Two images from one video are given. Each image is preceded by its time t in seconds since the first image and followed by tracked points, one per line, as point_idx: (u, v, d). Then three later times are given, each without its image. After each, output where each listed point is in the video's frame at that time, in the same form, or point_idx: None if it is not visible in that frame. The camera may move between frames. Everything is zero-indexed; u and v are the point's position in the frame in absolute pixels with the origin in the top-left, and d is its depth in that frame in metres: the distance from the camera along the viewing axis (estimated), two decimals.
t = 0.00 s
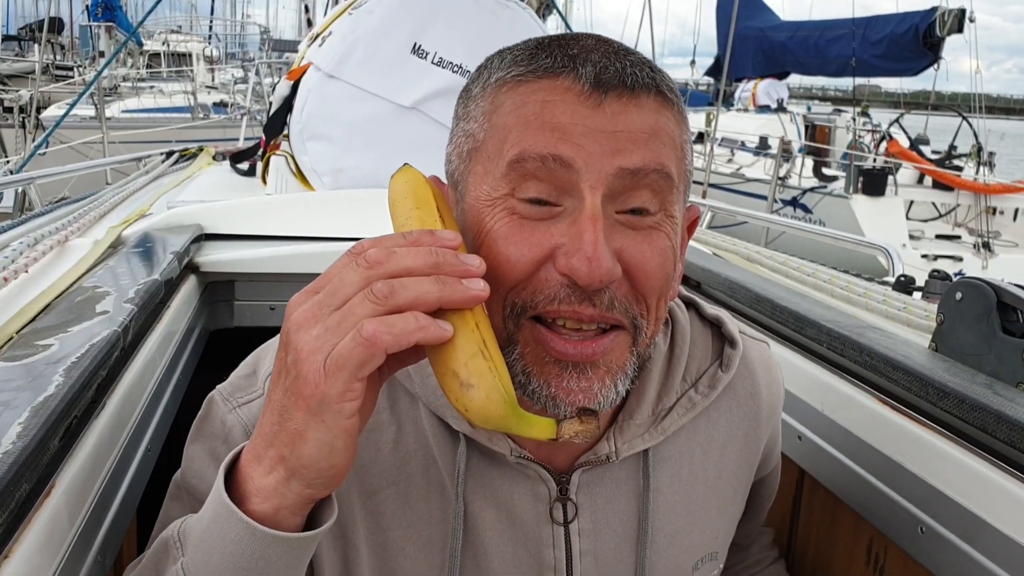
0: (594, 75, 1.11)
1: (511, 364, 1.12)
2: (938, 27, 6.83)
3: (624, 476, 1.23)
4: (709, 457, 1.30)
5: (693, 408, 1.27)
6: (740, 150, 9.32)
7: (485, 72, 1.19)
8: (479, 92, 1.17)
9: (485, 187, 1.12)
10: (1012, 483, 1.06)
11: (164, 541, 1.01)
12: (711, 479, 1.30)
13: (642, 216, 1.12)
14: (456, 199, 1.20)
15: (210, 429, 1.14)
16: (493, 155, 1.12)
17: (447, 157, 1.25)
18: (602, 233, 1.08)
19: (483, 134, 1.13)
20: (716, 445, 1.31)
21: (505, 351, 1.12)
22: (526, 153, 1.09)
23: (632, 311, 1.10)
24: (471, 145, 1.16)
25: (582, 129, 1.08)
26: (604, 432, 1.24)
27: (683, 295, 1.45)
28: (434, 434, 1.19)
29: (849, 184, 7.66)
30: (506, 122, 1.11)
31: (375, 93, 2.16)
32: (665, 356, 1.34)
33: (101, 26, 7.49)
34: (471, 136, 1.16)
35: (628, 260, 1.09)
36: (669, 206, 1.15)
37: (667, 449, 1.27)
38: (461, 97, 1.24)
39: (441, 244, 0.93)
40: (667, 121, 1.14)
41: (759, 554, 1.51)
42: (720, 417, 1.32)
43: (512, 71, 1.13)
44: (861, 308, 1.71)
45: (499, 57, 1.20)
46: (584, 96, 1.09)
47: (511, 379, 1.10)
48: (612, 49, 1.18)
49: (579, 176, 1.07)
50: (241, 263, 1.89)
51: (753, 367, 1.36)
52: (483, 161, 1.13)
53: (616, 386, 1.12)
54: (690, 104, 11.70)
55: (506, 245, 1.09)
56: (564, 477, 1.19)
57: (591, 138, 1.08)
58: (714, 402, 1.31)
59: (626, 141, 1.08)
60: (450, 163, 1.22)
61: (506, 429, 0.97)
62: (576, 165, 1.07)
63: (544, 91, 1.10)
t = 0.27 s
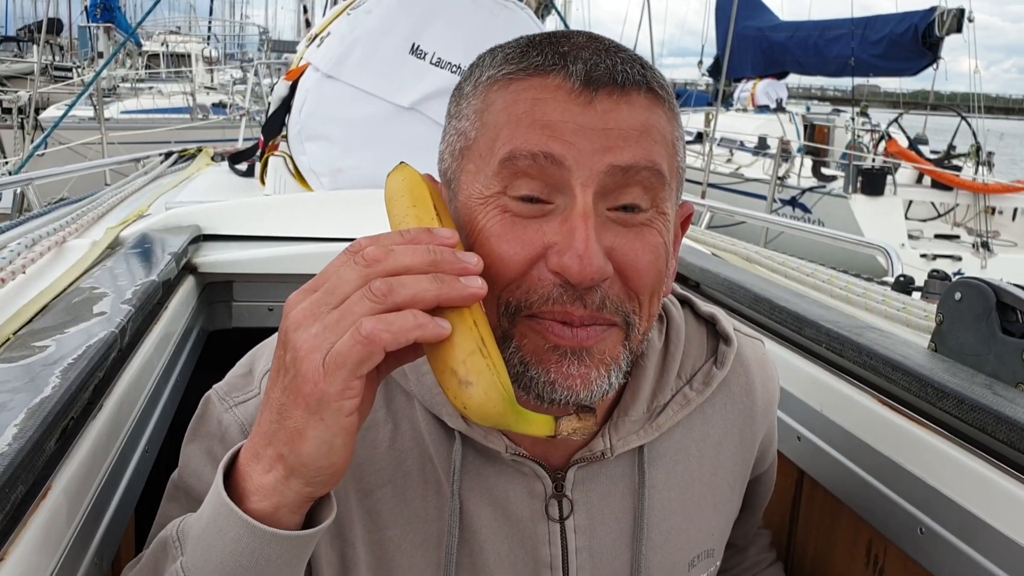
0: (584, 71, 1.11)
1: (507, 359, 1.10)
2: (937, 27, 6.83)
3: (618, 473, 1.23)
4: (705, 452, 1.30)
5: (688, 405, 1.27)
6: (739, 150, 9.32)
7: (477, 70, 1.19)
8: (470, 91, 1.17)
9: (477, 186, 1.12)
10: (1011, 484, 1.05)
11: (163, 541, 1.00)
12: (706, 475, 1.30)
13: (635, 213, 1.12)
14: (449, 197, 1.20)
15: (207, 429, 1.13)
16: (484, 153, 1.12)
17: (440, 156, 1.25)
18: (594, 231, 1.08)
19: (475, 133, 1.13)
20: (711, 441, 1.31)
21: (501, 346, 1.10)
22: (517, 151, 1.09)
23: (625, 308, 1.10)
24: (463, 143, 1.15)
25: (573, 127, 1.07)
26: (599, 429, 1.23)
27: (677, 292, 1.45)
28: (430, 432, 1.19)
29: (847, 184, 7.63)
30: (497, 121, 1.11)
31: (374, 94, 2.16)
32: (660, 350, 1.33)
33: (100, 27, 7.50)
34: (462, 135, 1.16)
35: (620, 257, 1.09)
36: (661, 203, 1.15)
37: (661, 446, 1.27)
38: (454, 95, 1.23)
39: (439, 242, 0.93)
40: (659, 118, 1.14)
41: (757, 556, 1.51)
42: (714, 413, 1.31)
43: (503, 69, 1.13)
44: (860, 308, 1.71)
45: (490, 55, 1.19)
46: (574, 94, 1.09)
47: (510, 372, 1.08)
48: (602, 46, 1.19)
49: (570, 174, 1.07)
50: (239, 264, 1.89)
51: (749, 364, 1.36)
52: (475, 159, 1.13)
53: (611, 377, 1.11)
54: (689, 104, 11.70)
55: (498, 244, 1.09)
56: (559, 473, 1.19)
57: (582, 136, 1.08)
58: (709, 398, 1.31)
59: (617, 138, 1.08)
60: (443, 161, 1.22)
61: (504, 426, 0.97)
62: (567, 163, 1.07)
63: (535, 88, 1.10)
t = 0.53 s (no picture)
0: (580, 72, 1.10)
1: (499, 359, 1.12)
2: (936, 26, 6.83)
3: (613, 473, 1.23)
4: (699, 452, 1.30)
5: (683, 405, 1.27)
6: (738, 150, 9.32)
7: (472, 71, 1.19)
8: (465, 91, 1.17)
9: (473, 186, 1.12)
10: (1010, 485, 1.05)
11: (162, 549, 1.00)
12: (700, 473, 1.30)
13: (631, 213, 1.12)
14: (444, 198, 1.19)
15: (204, 432, 1.13)
16: (480, 154, 1.12)
17: (435, 157, 1.25)
18: (591, 230, 1.08)
19: (470, 134, 1.13)
20: (707, 442, 1.31)
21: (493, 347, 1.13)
22: (513, 151, 1.09)
23: (622, 302, 1.11)
24: (458, 144, 1.15)
25: (569, 128, 1.07)
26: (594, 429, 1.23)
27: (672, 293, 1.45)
28: (425, 433, 1.18)
29: (846, 184, 7.57)
30: (493, 122, 1.10)
31: (372, 95, 2.16)
32: (655, 350, 1.34)
33: (99, 28, 7.49)
34: (458, 136, 1.15)
35: (618, 256, 1.09)
36: (658, 202, 1.15)
37: (656, 446, 1.27)
38: (448, 97, 1.23)
39: (436, 250, 0.93)
40: (655, 118, 1.14)
41: (755, 558, 1.50)
42: (709, 413, 1.31)
43: (498, 70, 1.13)
44: (860, 309, 1.71)
45: (485, 56, 1.19)
46: (571, 94, 1.09)
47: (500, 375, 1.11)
48: (597, 46, 1.18)
49: (567, 174, 1.07)
50: (235, 266, 1.88)
51: (743, 365, 1.36)
52: (471, 159, 1.13)
53: (603, 393, 1.13)
54: (688, 103, 11.70)
55: (494, 243, 1.09)
56: (555, 474, 1.19)
57: (579, 136, 1.08)
58: (703, 399, 1.31)
59: (613, 139, 1.08)
60: (438, 163, 1.22)
61: (503, 435, 0.97)
62: (564, 164, 1.07)
63: (531, 89, 1.10)
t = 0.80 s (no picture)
0: (569, 71, 1.11)
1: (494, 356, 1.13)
2: (933, 26, 6.85)
3: (606, 469, 1.24)
4: (691, 448, 1.31)
5: (676, 401, 1.28)
6: (735, 150, 9.34)
7: (462, 71, 1.19)
8: (455, 91, 1.17)
9: (464, 185, 1.13)
10: (1007, 483, 1.06)
11: (160, 552, 1.01)
12: (693, 469, 1.30)
13: (622, 211, 1.12)
14: (435, 198, 1.19)
15: (200, 434, 1.14)
16: (471, 153, 1.12)
17: (426, 158, 1.25)
18: (583, 228, 1.08)
19: (461, 133, 1.13)
20: (699, 438, 1.32)
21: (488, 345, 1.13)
22: (505, 150, 1.09)
23: (614, 299, 1.12)
24: (449, 143, 1.15)
25: (559, 126, 1.08)
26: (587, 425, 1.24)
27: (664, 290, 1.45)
28: (419, 433, 1.19)
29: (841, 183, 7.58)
30: (484, 121, 1.11)
31: (370, 96, 2.16)
32: (647, 347, 1.35)
33: (96, 29, 7.48)
34: (449, 135, 1.16)
35: (609, 254, 1.10)
36: (648, 199, 1.15)
37: (649, 442, 1.28)
38: (438, 97, 1.24)
39: (428, 253, 0.93)
40: (644, 115, 1.14)
41: (750, 556, 1.51)
42: (700, 409, 1.32)
43: (488, 70, 1.14)
44: (856, 308, 1.71)
45: (474, 56, 1.20)
46: (561, 93, 1.09)
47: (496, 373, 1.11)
48: (586, 44, 1.19)
49: (558, 173, 1.08)
50: (235, 266, 1.88)
51: (735, 361, 1.37)
52: (462, 159, 1.13)
53: (598, 384, 1.14)
54: (686, 103, 11.71)
55: (487, 242, 1.09)
56: (548, 471, 1.20)
57: (570, 134, 1.08)
58: (695, 396, 1.32)
59: (603, 137, 1.09)
60: (429, 162, 1.22)
61: (498, 436, 0.97)
62: (555, 162, 1.08)
63: (521, 88, 1.10)
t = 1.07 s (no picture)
0: (570, 73, 1.12)
1: (500, 362, 1.10)
2: (929, 26, 6.86)
3: (602, 470, 1.24)
4: (687, 448, 1.31)
5: (671, 401, 1.28)
6: (732, 149, 9.34)
7: (459, 73, 1.19)
8: (453, 93, 1.17)
9: (464, 188, 1.13)
10: (1000, 484, 1.06)
11: (161, 558, 1.00)
12: (689, 468, 1.31)
13: (623, 214, 1.14)
14: (432, 201, 1.19)
15: (197, 437, 1.14)
16: (472, 154, 1.12)
17: (422, 160, 1.25)
18: (586, 231, 1.08)
19: (461, 135, 1.13)
20: (695, 437, 1.32)
21: (494, 350, 1.10)
22: (507, 153, 1.09)
23: (615, 311, 1.09)
24: (448, 145, 1.15)
25: (561, 128, 1.09)
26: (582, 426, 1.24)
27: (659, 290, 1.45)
28: (416, 435, 1.19)
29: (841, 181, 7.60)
30: (485, 123, 1.11)
31: (366, 98, 2.16)
32: (643, 349, 1.34)
33: (92, 30, 7.47)
34: (448, 137, 1.16)
35: (612, 259, 1.09)
36: (647, 201, 1.17)
37: (645, 442, 1.28)
38: (435, 99, 1.24)
39: (428, 259, 0.93)
40: (643, 116, 1.15)
41: (747, 557, 1.51)
42: (695, 409, 1.32)
43: (488, 72, 1.14)
44: (852, 309, 1.72)
45: (472, 57, 1.20)
46: (562, 94, 1.10)
47: (503, 377, 1.08)
48: (583, 46, 1.20)
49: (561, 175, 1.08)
50: (233, 268, 1.89)
51: (730, 361, 1.37)
52: (462, 160, 1.13)
53: (599, 380, 1.12)
54: (683, 102, 11.71)
55: (491, 248, 1.08)
56: (544, 471, 1.20)
57: (571, 136, 1.09)
58: (690, 396, 1.32)
59: (604, 139, 1.10)
60: (426, 165, 1.22)
61: (499, 441, 0.98)
62: (557, 164, 1.08)
63: (523, 90, 1.11)
